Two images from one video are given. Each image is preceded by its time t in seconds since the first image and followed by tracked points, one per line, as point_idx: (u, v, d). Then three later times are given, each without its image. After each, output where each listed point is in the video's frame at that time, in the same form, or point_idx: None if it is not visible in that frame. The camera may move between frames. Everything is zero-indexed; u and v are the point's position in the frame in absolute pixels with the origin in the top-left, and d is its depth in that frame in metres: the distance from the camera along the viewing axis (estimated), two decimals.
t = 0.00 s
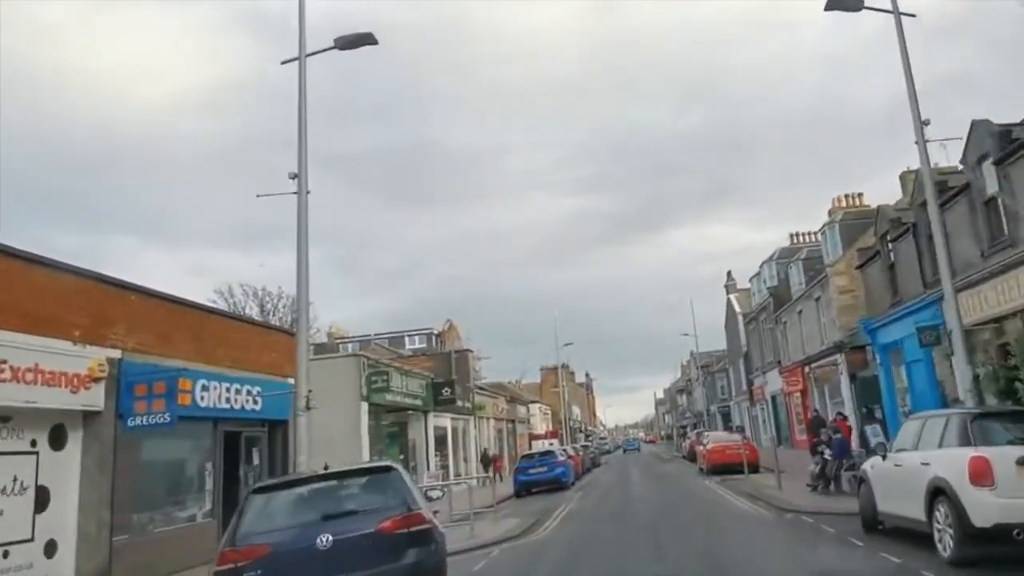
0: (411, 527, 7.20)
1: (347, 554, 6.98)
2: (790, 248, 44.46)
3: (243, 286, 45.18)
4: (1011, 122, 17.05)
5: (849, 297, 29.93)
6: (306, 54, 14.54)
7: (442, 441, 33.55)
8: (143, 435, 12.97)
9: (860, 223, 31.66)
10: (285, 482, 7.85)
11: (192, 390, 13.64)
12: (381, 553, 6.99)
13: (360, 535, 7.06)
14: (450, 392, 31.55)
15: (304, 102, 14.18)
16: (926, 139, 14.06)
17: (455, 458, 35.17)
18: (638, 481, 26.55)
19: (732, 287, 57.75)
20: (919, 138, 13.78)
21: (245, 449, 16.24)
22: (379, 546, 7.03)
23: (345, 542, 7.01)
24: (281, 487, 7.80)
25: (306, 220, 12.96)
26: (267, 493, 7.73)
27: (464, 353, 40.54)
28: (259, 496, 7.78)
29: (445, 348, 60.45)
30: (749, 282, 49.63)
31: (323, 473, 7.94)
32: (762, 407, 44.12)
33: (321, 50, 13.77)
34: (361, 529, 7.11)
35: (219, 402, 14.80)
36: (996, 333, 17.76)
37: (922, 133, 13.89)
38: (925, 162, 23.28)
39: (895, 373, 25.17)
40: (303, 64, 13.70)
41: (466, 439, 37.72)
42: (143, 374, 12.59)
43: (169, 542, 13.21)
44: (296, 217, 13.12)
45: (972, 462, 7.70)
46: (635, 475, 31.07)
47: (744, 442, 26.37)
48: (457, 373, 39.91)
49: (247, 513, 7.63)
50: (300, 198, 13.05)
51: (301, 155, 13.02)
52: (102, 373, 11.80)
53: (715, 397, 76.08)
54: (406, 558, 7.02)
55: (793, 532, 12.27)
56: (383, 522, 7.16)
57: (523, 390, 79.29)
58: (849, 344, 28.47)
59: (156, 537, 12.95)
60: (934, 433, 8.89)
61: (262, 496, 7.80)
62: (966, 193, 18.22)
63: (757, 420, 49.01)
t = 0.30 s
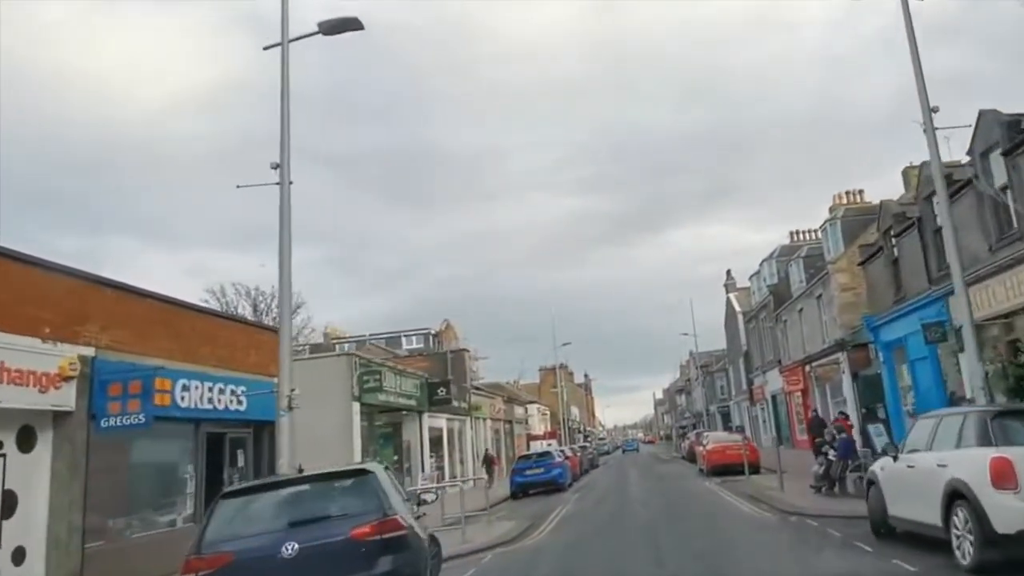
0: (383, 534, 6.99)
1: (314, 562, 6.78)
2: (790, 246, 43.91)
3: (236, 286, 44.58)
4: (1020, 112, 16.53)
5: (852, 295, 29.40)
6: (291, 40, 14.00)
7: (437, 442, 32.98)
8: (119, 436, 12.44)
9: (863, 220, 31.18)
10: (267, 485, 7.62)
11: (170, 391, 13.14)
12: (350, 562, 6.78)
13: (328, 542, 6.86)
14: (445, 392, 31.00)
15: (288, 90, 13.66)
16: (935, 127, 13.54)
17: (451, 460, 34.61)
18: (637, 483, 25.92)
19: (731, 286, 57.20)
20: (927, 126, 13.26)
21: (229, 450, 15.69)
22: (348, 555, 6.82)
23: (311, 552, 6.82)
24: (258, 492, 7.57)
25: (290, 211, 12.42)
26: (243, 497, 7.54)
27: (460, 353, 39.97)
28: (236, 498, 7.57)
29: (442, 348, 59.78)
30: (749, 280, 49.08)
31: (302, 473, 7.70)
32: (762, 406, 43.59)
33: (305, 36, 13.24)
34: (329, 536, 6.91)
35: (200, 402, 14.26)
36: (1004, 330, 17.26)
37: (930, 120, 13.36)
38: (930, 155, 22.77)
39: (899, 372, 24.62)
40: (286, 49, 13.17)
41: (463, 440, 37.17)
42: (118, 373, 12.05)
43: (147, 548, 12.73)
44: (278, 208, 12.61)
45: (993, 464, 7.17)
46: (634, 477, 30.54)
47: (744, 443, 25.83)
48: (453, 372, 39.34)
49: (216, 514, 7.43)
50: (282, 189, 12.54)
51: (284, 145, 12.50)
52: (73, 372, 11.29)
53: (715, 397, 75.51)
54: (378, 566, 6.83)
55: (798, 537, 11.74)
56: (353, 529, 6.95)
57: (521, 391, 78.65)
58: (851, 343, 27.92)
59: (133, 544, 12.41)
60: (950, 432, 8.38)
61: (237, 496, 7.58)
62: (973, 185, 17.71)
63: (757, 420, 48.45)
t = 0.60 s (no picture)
0: (353, 541, 6.85)
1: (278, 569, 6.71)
2: (792, 243, 43.29)
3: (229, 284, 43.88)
4: None
5: (855, 292, 28.79)
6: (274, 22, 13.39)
7: (433, 443, 32.38)
8: (92, 437, 11.85)
9: (866, 216, 30.63)
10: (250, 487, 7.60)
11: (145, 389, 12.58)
12: (315, 570, 6.67)
13: (293, 549, 6.78)
14: (440, 392, 30.41)
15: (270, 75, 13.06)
16: (948, 113, 12.94)
17: (447, 461, 34.00)
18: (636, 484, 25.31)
19: (732, 284, 56.56)
20: (940, 111, 12.67)
21: (211, 451, 15.11)
22: (315, 563, 6.72)
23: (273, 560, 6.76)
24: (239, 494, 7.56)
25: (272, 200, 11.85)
26: (223, 498, 7.54)
27: (457, 352, 39.34)
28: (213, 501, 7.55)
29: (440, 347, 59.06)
30: (750, 279, 48.45)
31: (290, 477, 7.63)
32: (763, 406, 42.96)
33: (288, 18, 12.65)
34: (294, 543, 6.82)
35: (178, 401, 13.69)
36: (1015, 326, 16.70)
37: (944, 106, 12.75)
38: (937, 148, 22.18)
39: (904, 371, 24.08)
40: (268, 31, 12.57)
41: (459, 441, 36.56)
42: (89, 371, 11.54)
43: (124, 552, 12.20)
44: (259, 197, 12.03)
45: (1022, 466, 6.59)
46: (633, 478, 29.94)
47: (746, 443, 25.24)
48: (449, 372, 38.72)
49: (192, 516, 7.42)
50: (263, 178, 11.96)
51: (264, 131, 11.92)
52: (40, 369, 10.69)
53: (715, 397, 74.84)
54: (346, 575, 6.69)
55: (805, 543, 11.18)
56: (320, 537, 6.84)
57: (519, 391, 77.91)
58: (855, 340, 27.31)
59: (107, 549, 11.86)
60: (972, 432, 7.81)
61: (219, 497, 7.58)
62: (984, 177, 17.15)
63: (758, 420, 47.79)
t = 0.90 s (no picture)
0: (321, 552, 6.42)
1: None
2: (793, 241, 42.71)
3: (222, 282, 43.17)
4: None
5: (859, 290, 28.19)
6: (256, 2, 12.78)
7: (428, 443, 31.79)
8: (59, 437, 11.22)
9: (869, 213, 30.05)
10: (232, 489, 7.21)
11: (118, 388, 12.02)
12: None
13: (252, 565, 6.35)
14: (435, 391, 29.79)
15: (251, 57, 12.47)
16: (963, 98, 12.36)
17: (442, 462, 33.37)
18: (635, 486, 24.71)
19: (732, 283, 55.99)
20: (954, 96, 12.10)
21: (192, 452, 14.50)
22: None
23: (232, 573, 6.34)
24: (219, 495, 7.18)
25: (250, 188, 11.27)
26: (199, 502, 7.15)
27: (453, 351, 38.72)
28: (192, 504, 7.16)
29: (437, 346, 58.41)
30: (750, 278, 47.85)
31: (275, 478, 7.22)
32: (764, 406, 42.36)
33: None
34: (252, 559, 6.39)
35: (154, 400, 13.08)
36: None
37: (957, 90, 12.18)
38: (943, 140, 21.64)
39: (909, 370, 23.47)
40: (247, 11, 11.98)
41: (455, 441, 35.97)
42: (57, 367, 10.93)
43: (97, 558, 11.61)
44: (237, 184, 11.45)
45: None
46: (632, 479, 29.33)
47: (748, 444, 24.67)
48: (446, 370, 38.12)
49: (162, 521, 7.03)
50: (241, 164, 11.38)
51: (243, 115, 11.35)
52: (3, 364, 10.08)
53: (715, 397, 74.36)
54: None
55: (815, 549, 10.60)
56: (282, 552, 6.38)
57: (518, 391, 77.30)
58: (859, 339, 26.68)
59: (78, 554, 11.25)
60: (998, 431, 7.26)
61: (194, 501, 7.19)
62: (995, 169, 16.59)
63: (759, 420, 47.22)
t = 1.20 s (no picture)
0: (284, 563, 5.87)
1: None
2: (794, 240, 42.13)
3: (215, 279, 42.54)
4: None
5: (862, 288, 27.61)
6: None
7: (423, 443, 31.21)
8: (23, 435, 10.62)
9: (872, 210, 29.48)
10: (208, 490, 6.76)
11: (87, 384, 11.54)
12: None
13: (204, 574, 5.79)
14: (429, 390, 29.19)
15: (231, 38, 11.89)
16: (978, 82, 11.78)
17: (437, 462, 32.74)
18: (633, 488, 24.14)
19: (732, 283, 55.40)
20: (969, 80, 11.52)
21: (171, 452, 13.91)
22: None
23: None
24: (185, 503, 6.69)
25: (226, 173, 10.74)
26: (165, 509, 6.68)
27: (449, 349, 38.12)
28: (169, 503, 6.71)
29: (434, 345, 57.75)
30: (751, 277, 47.26)
31: (244, 484, 6.70)
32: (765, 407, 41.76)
33: None
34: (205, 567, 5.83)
35: (125, 396, 12.44)
36: None
37: (972, 74, 11.61)
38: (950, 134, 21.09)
39: (913, 370, 22.88)
40: None
41: (451, 441, 35.38)
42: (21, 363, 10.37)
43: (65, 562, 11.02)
44: (214, 170, 10.87)
45: None
46: (630, 481, 28.71)
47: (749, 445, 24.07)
48: (441, 369, 37.54)
49: (123, 527, 6.55)
50: (218, 149, 10.81)
51: (219, 97, 10.77)
52: None
53: (714, 398, 73.73)
54: None
55: (822, 557, 10.02)
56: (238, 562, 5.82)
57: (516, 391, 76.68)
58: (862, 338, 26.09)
59: (43, 558, 10.66)
60: None
61: (160, 508, 6.72)
62: (1007, 160, 16.03)
63: (759, 421, 46.63)
